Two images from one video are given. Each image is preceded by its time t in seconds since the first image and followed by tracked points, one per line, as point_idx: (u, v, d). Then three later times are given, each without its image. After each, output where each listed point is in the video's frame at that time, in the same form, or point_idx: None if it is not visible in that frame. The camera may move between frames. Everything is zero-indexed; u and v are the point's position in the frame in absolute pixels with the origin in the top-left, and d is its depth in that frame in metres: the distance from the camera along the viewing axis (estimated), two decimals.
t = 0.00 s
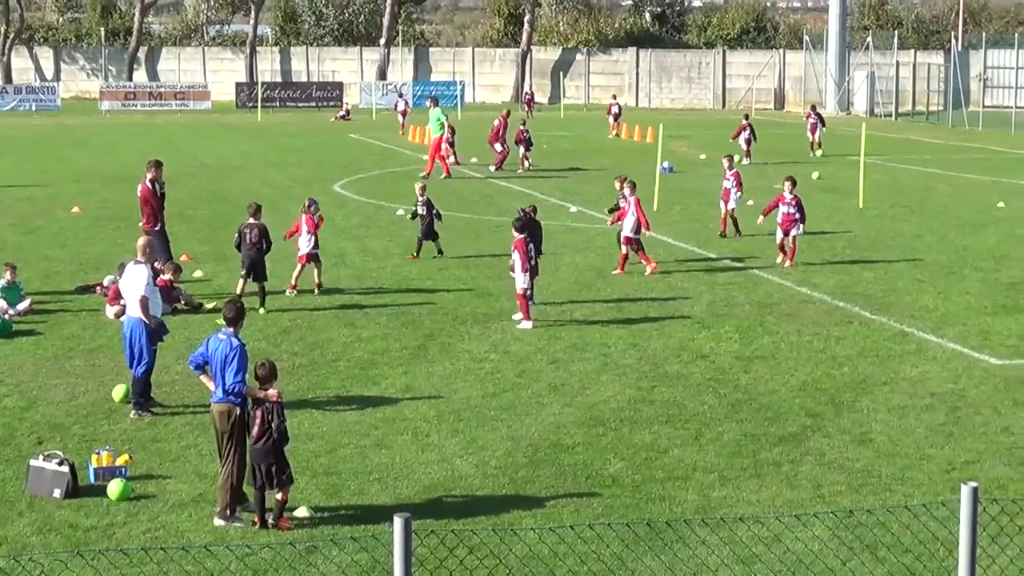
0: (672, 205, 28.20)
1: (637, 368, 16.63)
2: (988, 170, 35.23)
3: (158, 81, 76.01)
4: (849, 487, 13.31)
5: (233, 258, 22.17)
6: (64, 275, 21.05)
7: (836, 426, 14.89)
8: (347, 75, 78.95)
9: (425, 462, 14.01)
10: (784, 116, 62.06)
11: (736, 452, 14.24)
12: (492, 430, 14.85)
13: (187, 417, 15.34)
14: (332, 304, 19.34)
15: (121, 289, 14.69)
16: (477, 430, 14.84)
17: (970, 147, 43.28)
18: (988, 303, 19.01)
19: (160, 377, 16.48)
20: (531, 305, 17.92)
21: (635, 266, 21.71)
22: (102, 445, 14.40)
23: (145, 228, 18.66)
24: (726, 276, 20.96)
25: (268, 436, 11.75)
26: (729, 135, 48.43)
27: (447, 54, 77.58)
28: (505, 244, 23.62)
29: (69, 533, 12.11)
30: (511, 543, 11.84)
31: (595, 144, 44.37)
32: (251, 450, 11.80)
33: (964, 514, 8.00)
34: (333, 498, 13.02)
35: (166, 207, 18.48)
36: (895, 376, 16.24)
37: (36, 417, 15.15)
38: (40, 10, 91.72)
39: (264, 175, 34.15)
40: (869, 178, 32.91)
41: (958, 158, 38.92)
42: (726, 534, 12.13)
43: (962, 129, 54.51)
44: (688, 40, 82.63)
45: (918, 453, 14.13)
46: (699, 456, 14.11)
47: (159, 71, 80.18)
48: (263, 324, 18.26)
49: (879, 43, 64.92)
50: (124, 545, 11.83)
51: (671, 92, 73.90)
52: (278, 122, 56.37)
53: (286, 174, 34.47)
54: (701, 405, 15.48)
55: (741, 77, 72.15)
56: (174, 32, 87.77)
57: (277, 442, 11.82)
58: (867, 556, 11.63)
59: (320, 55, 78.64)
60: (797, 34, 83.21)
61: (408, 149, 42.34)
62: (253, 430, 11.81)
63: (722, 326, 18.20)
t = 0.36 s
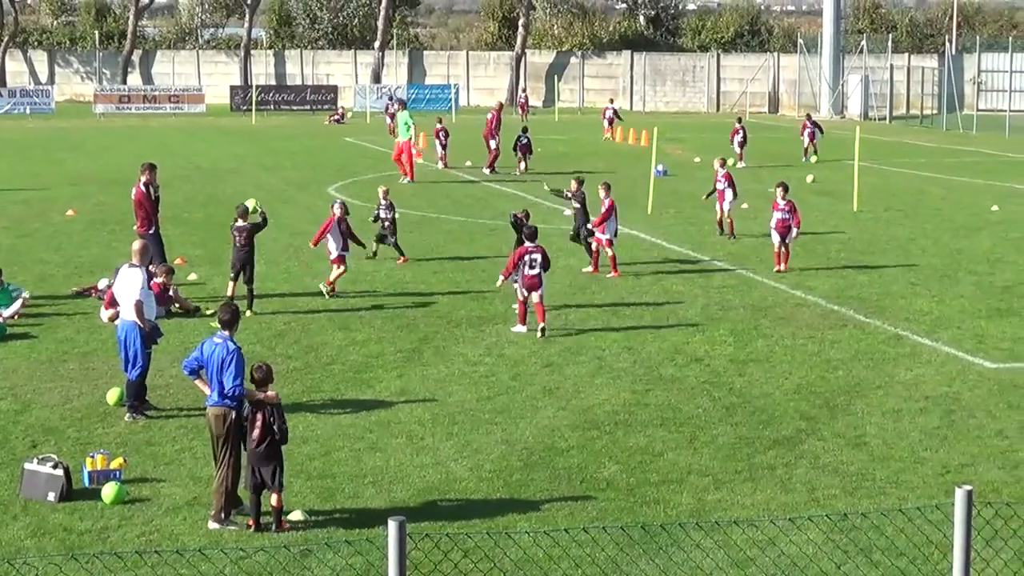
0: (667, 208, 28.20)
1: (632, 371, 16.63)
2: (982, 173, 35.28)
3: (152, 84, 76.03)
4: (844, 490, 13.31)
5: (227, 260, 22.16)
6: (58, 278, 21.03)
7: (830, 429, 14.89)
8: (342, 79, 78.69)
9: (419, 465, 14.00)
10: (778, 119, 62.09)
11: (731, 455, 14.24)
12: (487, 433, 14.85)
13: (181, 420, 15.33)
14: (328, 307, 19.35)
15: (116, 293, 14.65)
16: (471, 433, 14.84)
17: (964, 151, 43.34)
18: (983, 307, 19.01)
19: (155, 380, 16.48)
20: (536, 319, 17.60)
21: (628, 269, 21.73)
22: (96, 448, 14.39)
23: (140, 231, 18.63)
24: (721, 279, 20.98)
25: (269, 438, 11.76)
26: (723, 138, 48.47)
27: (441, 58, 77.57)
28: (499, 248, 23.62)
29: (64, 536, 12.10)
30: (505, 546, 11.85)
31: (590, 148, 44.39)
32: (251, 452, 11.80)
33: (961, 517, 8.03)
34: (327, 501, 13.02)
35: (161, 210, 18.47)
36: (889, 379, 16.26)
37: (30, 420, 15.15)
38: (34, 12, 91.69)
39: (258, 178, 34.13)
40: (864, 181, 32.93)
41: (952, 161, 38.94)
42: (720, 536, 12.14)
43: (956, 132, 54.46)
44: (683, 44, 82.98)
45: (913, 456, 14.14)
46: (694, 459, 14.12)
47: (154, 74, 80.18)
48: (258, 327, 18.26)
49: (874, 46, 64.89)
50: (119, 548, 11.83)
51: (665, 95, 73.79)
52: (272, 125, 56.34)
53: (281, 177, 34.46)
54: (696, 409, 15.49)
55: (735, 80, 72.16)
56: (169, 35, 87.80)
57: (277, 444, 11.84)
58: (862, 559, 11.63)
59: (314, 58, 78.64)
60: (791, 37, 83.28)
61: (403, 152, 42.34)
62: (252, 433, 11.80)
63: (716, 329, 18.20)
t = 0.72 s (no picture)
0: (662, 211, 28.21)
1: (627, 374, 16.63)
2: (977, 176, 35.29)
3: (148, 87, 76.01)
4: (839, 493, 13.31)
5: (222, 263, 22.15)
6: (53, 281, 21.01)
7: (825, 432, 14.90)
8: (337, 82, 79.10)
9: (415, 468, 14.00)
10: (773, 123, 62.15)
11: (726, 458, 14.24)
12: (482, 436, 14.85)
13: (176, 423, 15.32)
14: (324, 310, 19.36)
15: (111, 296, 14.63)
16: (467, 436, 14.83)
17: (960, 154, 43.33)
18: (978, 309, 19.03)
19: (150, 383, 16.46)
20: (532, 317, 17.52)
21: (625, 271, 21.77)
22: (92, 451, 14.39)
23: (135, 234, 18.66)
24: (717, 282, 20.98)
25: (267, 441, 11.78)
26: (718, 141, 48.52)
27: (437, 60, 77.55)
28: (495, 250, 23.62)
29: (59, 539, 12.09)
30: (501, 548, 11.85)
31: (585, 150, 44.42)
32: (247, 455, 11.81)
33: (956, 522, 8.03)
34: (323, 504, 13.02)
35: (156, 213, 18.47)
36: (884, 382, 16.26)
37: (25, 423, 15.14)
38: (29, 15, 91.61)
39: (254, 181, 34.13)
40: (859, 184, 32.95)
41: (947, 164, 38.96)
42: (715, 540, 12.13)
43: (951, 135, 54.51)
44: (678, 47, 82.53)
45: (908, 459, 14.14)
46: (689, 462, 14.12)
47: (149, 77, 80.21)
48: (253, 330, 18.25)
49: (869, 49, 64.98)
50: (114, 551, 11.82)
51: (660, 98, 73.81)
52: (267, 128, 56.32)
53: (276, 180, 34.45)
54: (691, 412, 15.49)
55: (731, 83, 72.19)
56: (164, 38, 87.85)
57: (274, 446, 11.86)
58: (857, 562, 11.63)
59: (310, 61, 78.70)
60: (787, 40, 83.35)
61: (398, 155, 42.35)
62: (249, 436, 11.81)
63: (711, 332, 18.20)
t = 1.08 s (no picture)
0: (656, 215, 28.22)
1: (621, 378, 16.63)
2: (970, 179, 35.32)
3: (141, 91, 75.98)
4: (833, 496, 13.31)
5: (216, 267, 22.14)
6: (46, 286, 21.00)
7: (819, 435, 14.90)
8: (330, 86, 78.94)
9: (408, 472, 14.00)
10: (765, 126, 62.16)
11: (719, 462, 14.24)
12: (476, 440, 14.85)
13: (169, 427, 15.31)
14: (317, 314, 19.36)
15: (101, 301, 14.56)
16: (460, 440, 14.83)
17: (952, 157, 43.37)
18: (971, 312, 19.04)
19: (142, 387, 16.46)
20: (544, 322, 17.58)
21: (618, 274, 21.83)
22: (85, 456, 14.38)
23: (129, 238, 18.64)
24: (710, 285, 20.99)
25: (261, 444, 11.77)
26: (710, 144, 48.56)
27: (430, 65, 77.62)
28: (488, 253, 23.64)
29: (52, 544, 12.08)
30: (495, 552, 11.86)
31: (578, 154, 44.44)
32: (241, 459, 11.80)
33: (950, 524, 8.05)
34: (317, 508, 13.02)
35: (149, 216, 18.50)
36: (878, 385, 16.27)
37: (18, 428, 15.12)
38: (22, 20, 91.58)
39: (247, 185, 34.13)
40: (852, 187, 32.97)
41: (940, 168, 38.99)
42: (709, 543, 12.13)
43: (944, 138, 54.52)
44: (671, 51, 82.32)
45: (902, 462, 14.14)
46: (683, 465, 14.12)
47: (142, 81, 80.21)
48: (247, 334, 18.24)
49: (861, 53, 65.05)
50: (107, 556, 11.81)
51: (653, 102, 73.94)
52: (260, 133, 56.32)
53: (270, 184, 34.45)
54: (684, 415, 15.49)
55: (724, 87, 72.22)
56: (157, 42, 87.96)
57: (268, 450, 11.85)
58: (850, 565, 11.63)
59: (303, 65, 78.66)
60: (780, 43, 83.37)
61: (391, 159, 42.36)
62: (243, 440, 11.81)
63: (704, 336, 18.21)
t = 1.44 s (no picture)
0: (648, 218, 28.24)
1: (612, 380, 16.64)
2: (961, 181, 35.38)
3: (131, 94, 76.01)
4: (824, 498, 13.32)
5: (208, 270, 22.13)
6: (37, 290, 20.98)
7: (810, 438, 14.91)
8: (321, 89, 78.96)
9: (400, 475, 13.99)
10: (757, 129, 62.23)
11: (711, 464, 14.24)
12: (468, 443, 14.86)
13: (159, 431, 15.30)
14: (310, 318, 19.34)
15: (86, 305, 14.50)
16: (452, 443, 14.83)
17: (943, 159, 43.42)
18: (962, 314, 19.06)
19: (134, 391, 16.44)
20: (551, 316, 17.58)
21: (610, 277, 21.82)
22: (76, 460, 14.37)
23: (121, 242, 18.62)
24: (701, 288, 21.02)
25: (250, 449, 11.72)
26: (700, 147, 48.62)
27: (421, 68, 77.25)
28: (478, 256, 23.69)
29: (44, 548, 12.06)
30: (486, 555, 11.85)
31: (569, 157, 44.45)
32: (230, 463, 11.77)
33: (941, 527, 8.05)
34: (308, 511, 13.00)
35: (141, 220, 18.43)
36: (869, 388, 16.28)
37: (8, 432, 15.11)
38: (12, 23, 91.53)
39: (240, 188, 34.11)
40: (843, 190, 33.00)
41: (932, 170, 39.00)
42: (701, 545, 12.13)
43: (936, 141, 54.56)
44: (662, 53, 83.16)
45: (893, 464, 14.16)
46: (674, 468, 14.12)
47: (133, 84, 80.28)
48: (238, 337, 18.24)
49: (852, 56, 65.15)
50: (99, 560, 11.79)
51: (644, 105, 74.00)
52: (252, 136, 56.31)
53: (262, 187, 34.42)
54: (676, 418, 15.50)
55: (715, 90, 72.30)
56: (149, 46, 88.03)
57: (258, 455, 11.80)
58: (840, 567, 11.63)
59: (294, 68, 78.66)
60: (771, 46, 83.45)
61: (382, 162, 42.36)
62: (233, 444, 11.76)
63: (696, 339, 18.21)
